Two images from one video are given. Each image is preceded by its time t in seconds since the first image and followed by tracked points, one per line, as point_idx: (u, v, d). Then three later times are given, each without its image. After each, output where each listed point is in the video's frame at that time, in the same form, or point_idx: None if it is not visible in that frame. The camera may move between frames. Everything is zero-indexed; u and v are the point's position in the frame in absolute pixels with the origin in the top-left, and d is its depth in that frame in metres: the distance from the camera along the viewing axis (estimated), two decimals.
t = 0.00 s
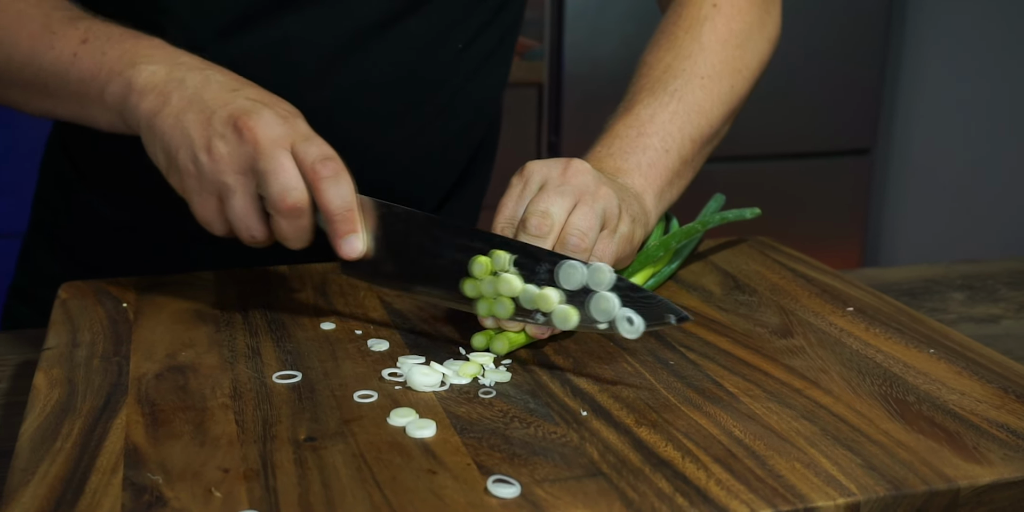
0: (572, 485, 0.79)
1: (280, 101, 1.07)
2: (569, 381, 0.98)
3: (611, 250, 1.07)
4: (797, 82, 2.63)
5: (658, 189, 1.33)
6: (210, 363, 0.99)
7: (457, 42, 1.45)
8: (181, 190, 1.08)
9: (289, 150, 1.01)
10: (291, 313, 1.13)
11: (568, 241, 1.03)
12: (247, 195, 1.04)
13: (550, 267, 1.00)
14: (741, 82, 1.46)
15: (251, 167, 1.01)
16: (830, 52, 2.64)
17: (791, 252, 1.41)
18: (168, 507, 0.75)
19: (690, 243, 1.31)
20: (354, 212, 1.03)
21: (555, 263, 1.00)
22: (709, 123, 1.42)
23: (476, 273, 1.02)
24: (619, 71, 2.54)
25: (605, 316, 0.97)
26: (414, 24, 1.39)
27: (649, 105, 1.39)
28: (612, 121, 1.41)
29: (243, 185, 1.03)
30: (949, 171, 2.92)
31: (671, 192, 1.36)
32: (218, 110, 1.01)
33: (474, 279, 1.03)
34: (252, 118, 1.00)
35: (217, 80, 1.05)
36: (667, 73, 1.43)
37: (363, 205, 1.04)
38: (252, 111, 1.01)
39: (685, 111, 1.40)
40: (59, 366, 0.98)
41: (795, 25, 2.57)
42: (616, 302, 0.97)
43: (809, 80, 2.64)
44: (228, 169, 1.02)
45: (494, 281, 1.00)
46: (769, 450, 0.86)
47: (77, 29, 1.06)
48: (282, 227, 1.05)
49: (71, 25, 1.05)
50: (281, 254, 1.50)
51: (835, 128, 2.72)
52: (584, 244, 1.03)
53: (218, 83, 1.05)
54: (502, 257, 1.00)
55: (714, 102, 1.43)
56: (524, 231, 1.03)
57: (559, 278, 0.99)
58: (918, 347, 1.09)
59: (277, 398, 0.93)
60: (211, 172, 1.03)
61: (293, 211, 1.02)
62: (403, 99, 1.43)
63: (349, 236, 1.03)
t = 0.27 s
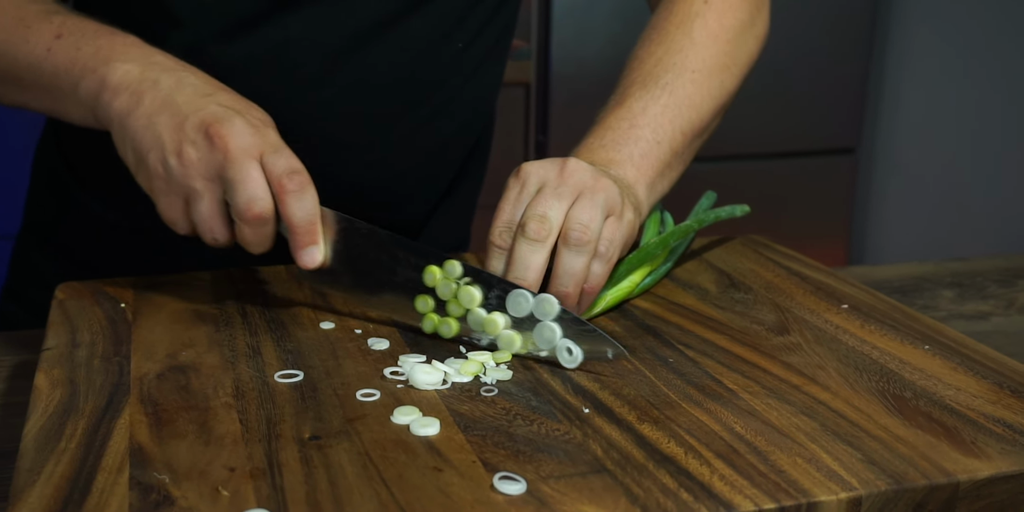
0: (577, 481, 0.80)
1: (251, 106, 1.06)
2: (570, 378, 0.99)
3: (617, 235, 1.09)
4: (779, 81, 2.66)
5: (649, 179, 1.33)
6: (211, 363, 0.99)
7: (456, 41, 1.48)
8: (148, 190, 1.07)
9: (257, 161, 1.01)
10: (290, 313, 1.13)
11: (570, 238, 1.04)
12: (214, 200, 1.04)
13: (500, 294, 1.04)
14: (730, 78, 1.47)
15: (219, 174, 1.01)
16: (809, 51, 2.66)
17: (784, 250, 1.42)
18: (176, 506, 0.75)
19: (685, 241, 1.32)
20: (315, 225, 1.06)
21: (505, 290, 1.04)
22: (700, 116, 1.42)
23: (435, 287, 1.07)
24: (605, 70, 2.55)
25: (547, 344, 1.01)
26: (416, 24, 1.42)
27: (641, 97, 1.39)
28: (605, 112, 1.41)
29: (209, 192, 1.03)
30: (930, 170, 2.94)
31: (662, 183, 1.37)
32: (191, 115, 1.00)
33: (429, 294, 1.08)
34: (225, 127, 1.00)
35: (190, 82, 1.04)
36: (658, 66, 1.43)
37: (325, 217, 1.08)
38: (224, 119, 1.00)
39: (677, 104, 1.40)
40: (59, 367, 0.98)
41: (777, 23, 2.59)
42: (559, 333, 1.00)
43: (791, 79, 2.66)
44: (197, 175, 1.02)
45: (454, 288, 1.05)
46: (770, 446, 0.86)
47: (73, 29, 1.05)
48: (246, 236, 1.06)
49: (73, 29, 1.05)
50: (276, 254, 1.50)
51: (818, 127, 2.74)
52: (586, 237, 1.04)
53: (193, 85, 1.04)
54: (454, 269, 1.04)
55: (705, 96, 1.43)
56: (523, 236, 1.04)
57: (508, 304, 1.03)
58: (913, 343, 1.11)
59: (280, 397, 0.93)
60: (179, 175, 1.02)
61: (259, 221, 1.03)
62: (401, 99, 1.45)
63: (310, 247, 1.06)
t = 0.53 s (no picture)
0: (581, 477, 0.81)
1: (316, 129, 1.09)
2: (569, 376, 0.99)
3: (614, 234, 1.10)
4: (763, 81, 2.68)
5: (643, 179, 1.34)
6: (210, 362, 1.00)
7: (446, 39, 1.47)
8: (211, 216, 1.09)
9: (329, 178, 1.03)
10: (287, 312, 1.14)
11: (567, 233, 1.05)
12: (285, 222, 1.06)
13: (599, 290, 1.01)
14: (721, 77, 1.48)
15: (291, 193, 1.03)
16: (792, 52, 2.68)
17: (774, 248, 1.43)
18: (183, 504, 0.75)
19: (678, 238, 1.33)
20: (393, 240, 1.06)
21: (605, 287, 1.01)
22: (692, 116, 1.43)
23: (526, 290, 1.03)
24: (590, 69, 2.56)
25: (655, 338, 0.98)
26: (405, 21, 1.41)
27: (634, 98, 1.40)
28: (597, 114, 1.42)
29: (280, 212, 1.05)
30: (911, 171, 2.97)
31: (655, 183, 1.37)
32: (255, 135, 1.03)
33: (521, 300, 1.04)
34: (295, 146, 1.02)
35: (248, 103, 1.06)
36: (649, 67, 1.44)
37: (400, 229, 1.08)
38: (291, 137, 1.03)
39: (669, 104, 1.41)
40: (58, 367, 0.98)
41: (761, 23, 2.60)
42: (666, 325, 0.98)
43: (773, 79, 2.68)
44: (265, 195, 1.04)
45: (548, 289, 1.01)
46: (769, 441, 0.87)
47: (69, 30, 1.05)
48: (320, 254, 1.07)
49: (70, 29, 1.05)
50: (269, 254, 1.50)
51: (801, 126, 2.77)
52: (583, 234, 1.05)
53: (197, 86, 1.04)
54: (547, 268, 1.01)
55: (696, 95, 1.44)
56: (521, 229, 1.05)
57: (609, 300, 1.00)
58: (905, 339, 1.12)
59: (281, 396, 0.93)
60: (246, 199, 1.04)
61: (335, 238, 1.04)
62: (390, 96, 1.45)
63: (388, 262, 1.06)
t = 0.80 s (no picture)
0: (584, 473, 0.81)
1: (250, 101, 1.07)
2: (567, 374, 1.00)
3: (609, 236, 1.11)
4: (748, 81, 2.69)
5: (637, 183, 1.35)
6: (209, 362, 1.00)
7: (443, 41, 1.49)
8: (151, 188, 1.08)
9: (261, 149, 1.01)
10: (284, 312, 1.14)
11: (566, 232, 1.06)
12: (222, 193, 1.04)
13: (526, 266, 1.02)
14: (712, 82, 1.49)
15: (226, 165, 1.01)
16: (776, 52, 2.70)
17: (764, 245, 1.44)
18: (189, 503, 0.75)
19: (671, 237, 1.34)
20: (328, 212, 1.04)
21: (533, 262, 1.02)
22: (683, 120, 1.44)
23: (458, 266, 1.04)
24: (575, 69, 2.57)
25: (581, 313, 0.99)
26: (405, 23, 1.42)
27: (627, 103, 1.41)
28: (590, 117, 1.43)
29: (215, 185, 1.03)
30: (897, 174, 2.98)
31: (648, 186, 1.38)
32: (190, 108, 1.01)
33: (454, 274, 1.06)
34: (225, 119, 1.00)
35: (186, 78, 1.05)
36: (641, 71, 1.45)
37: (337, 204, 1.07)
38: (225, 111, 1.01)
39: (662, 109, 1.42)
40: (56, 367, 0.97)
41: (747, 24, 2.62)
42: (592, 301, 0.99)
43: (756, 80, 2.71)
44: (201, 168, 1.02)
45: (480, 265, 1.03)
46: (768, 436, 0.88)
47: (63, 31, 1.05)
48: (257, 226, 1.05)
49: (66, 31, 1.05)
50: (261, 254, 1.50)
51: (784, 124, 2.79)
52: (581, 235, 1.06)
53: (192, 81, 1.05)
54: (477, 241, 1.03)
55: (687, 100, 1.45)
56: (521, 227, 1.05)
57: (535, 276, 1.01)
58: (897, 335, 1.13)
59: (281, 395, 0.93)
60: (183, 171, 1.03)
61: (268, 211, 1.02)
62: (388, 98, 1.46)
63: (324, 235, 1.04)
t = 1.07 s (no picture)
0: (586, 469, 0.82)
1: (265, 123, 1.09)
2: (565, 371, 1.01)
3: (606, 232, 1.14)
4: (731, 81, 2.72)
5: (630, 178, 1.36)
6: (209, 362, 1.00)
7: (432, 43, 1.49)
8: (165, 209, 1.09)
9: (283, 176, 1.04)
10: (281, 311, 1.14)
11: (564, 231, 1.08)
12: (238, 216, 1.06)
13: (540, 295, 1.06)
14: (702, 81, 1.50)
15: (244, 190, 1.04)
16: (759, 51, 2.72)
17: (755, 244, 1.46)
18: (195, 501, 0.76)
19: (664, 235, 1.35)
20: (343, 239, 1.08)
21: (546, 290, 1.06)
22: (675, 116, 1.45)
23: (471, 292, 1.08)
24: (561, 68, 2.58)
25: (591, 341, 1.03)
26: (394, 26, 1.43)
27: (620, 99, 1.42)
28: (583, 116, 1.43)
29: (231, 210, 1.05)
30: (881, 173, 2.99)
31: (641, 182, 1.39)
32: (212, 132, 1.03)
33: (465, 299, 1.09)
34: (248, 145, 1.02)
35: (205, 98, 1.06)
36: (633, 70, 1.46)
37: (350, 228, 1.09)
38: (247, 135, 1.03)
39: (654, 106, 1.43)
40: (55, 368, 0.97)
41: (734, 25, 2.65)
42: (602, 331, 1.02)
43: (739, 80, 2.73)
44: (219, 192, 1.04)
45: (491, 291, 1.07)
46: (767, 432, 0.89)
47: (60, 32, 1.05)
48: (272, 251, 1.08)
49: (60, 33, 1.05)
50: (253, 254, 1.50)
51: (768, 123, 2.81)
52: (579, 234, 1.08)
53: (209, 101, 1.07)
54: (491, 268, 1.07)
55: (679, 98, 1.46)
56: (519, 228, 1.08)
57: (550, 305, 1.05)
58: (889, 331, 1.15)
59: (282, 393, 0.94)
60: (200, 194, 1.04)
61: (284, 236, 1.05)
62: (379, 97, 1.46)
63: (337, 260, 1.08)
